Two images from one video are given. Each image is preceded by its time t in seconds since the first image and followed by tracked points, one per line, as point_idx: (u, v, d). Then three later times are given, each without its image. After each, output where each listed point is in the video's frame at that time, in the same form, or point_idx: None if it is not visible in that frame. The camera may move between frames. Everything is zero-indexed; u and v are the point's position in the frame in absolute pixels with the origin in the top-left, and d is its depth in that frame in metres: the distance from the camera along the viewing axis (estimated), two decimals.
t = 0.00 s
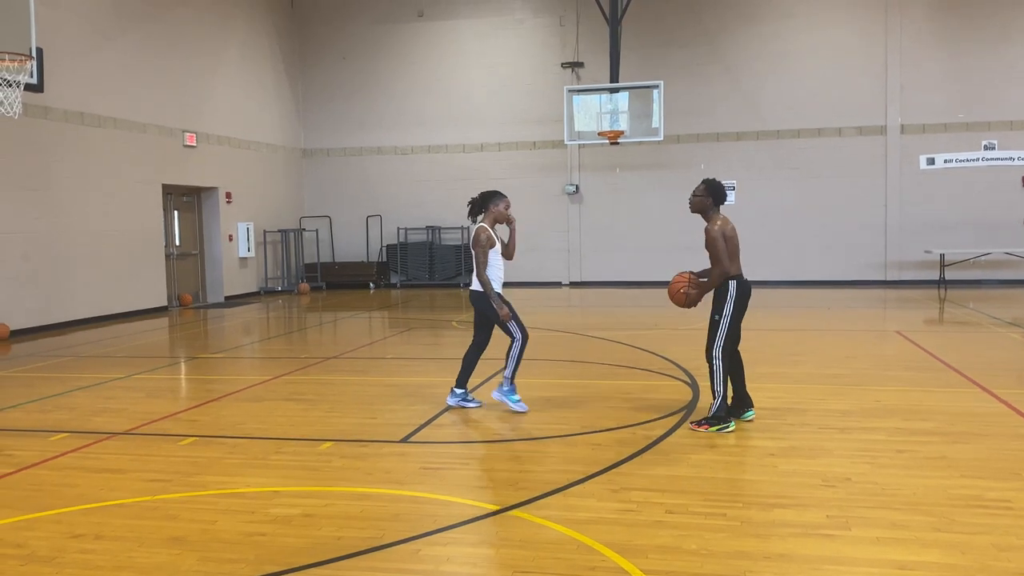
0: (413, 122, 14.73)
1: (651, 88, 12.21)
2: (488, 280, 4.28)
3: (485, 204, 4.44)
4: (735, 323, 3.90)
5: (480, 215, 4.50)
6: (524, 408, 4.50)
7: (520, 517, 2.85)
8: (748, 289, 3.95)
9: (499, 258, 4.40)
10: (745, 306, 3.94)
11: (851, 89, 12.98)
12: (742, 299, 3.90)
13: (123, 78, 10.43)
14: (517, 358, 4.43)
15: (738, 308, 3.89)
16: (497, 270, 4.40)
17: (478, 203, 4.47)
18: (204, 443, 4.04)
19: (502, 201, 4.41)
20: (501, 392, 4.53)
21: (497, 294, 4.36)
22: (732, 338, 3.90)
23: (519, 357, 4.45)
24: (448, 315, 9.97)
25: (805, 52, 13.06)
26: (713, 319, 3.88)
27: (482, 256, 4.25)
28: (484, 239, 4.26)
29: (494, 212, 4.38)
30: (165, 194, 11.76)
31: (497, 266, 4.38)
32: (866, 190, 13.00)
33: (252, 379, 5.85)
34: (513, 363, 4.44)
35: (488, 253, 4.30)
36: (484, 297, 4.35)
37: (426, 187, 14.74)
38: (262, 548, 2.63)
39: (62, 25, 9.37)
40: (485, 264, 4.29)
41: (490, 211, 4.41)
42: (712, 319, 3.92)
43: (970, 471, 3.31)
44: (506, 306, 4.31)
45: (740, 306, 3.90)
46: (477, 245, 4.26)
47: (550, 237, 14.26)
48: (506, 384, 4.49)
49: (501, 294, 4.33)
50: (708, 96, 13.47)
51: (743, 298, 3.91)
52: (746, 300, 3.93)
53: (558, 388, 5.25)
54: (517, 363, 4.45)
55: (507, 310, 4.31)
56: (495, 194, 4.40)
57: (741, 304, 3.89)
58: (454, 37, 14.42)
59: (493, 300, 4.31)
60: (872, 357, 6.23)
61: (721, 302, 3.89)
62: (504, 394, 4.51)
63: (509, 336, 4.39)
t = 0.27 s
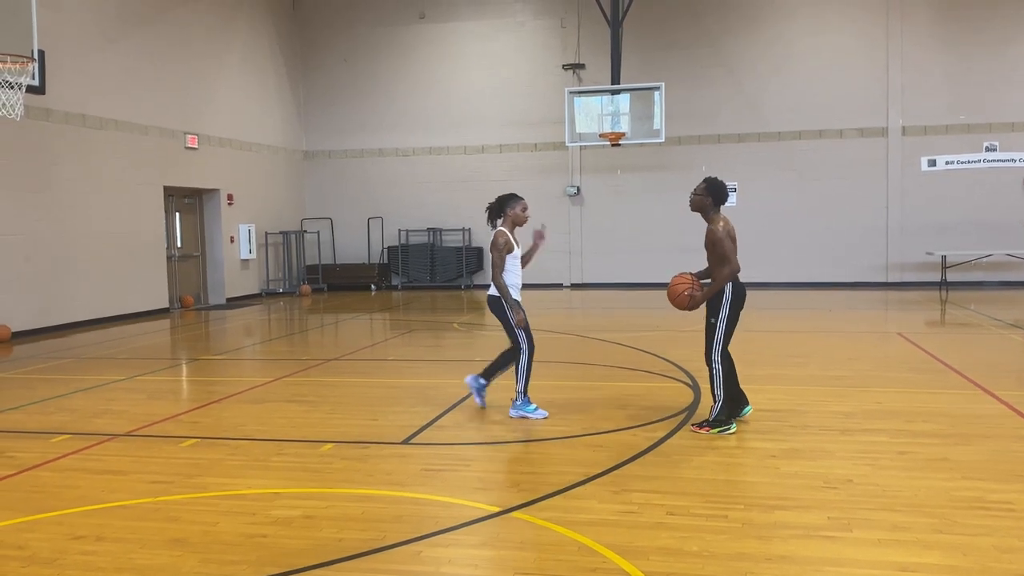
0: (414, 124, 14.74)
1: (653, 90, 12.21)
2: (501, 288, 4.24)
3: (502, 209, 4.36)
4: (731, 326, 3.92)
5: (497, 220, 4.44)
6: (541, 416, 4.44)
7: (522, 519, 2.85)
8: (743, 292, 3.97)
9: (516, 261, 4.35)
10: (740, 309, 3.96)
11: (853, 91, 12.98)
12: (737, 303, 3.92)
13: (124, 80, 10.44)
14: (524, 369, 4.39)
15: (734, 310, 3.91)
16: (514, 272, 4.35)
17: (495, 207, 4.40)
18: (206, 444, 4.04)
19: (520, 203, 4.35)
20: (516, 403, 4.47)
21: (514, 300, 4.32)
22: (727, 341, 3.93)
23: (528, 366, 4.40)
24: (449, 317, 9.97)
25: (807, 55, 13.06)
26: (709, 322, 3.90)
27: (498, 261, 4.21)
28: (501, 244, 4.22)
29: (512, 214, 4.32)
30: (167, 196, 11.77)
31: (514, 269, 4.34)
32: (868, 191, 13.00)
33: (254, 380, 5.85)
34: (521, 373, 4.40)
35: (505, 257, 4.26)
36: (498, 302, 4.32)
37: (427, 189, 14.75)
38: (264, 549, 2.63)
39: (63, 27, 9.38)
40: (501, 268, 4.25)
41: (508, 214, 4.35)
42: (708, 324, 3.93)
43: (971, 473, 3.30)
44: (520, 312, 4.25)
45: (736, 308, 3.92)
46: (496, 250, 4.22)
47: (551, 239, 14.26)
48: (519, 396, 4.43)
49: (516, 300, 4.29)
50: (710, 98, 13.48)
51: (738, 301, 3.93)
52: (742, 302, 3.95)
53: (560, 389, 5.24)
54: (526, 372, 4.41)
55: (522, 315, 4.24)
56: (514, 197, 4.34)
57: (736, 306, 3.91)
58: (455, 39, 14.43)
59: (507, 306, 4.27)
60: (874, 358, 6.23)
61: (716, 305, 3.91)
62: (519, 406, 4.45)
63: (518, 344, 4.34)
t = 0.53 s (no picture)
0: (414, 125, 14.74)
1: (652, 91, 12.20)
2: (499, 286, 4.26)
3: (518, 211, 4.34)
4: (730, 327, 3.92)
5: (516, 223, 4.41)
6: (539, 416, 4.42)
7: (522, 519, 2.85)
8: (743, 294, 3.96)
9: (524, 265, 4.32)
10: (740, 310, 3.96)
11: (853, 92, 12.98)
12: (737, 304, 3.91)
13: (124, 81, 10.44)
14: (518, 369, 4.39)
15: (734, 311, 3.90)
16: (521, 275, 4.33)
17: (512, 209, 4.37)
18: (206, 445, 4.04)
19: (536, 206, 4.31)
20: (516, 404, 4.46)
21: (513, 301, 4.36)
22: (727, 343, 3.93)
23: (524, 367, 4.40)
24: (448, 318, 9.97)
25: (806, 56, 13.07)
26: (709, 324, 3.90)
27: (498, 262, 4.23)
28: (503, 246, 4.23)
29: (526, 216, 4.30)
30: (167, 197, 11.78)
31: (520, 273, 4.32)
32: (867, 193, 13.01)
33: (254, 381, 5.85)
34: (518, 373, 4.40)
35: (507, 259, 4.26)
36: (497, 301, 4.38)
37: (427, 190, 14.75)
38: (264, 550, 2.63)
39: (63, 28, 9.38)
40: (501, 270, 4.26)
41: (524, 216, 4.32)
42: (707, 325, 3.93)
43: (971, 474, 3.30)
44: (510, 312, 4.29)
45: (736, 310, 3.91)
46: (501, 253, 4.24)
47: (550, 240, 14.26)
48: (518, 398, 4.42)
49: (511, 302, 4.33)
50: (710, 100, 13.48)
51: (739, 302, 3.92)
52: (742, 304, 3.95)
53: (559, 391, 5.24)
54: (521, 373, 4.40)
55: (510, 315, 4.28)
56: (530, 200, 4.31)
57: (736, 307, 3.91)
58: (455, 40, 14.43)
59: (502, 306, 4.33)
60: (873, 360, 6.24)
61: (716, 305, 3.90)
62: (519, 408, 4.44)
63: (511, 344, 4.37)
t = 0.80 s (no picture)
0: (412, 126, 14.74)
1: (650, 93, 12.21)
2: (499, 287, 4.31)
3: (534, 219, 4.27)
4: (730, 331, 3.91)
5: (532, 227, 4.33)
6: (536, 417, 4.42)
7: (518, 520, 2.86)
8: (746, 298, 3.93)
9: (532, 272, 4.33)
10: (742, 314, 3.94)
11: (850, 94, 13.00)
12: (737, 308, 3.89)
13: (123, 82, 10.44)
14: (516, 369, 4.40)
15: (733, 314, 3.89)
16: (527, 280, 4.34)
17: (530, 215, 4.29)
18: (203, 446, 4.04)
19: (552, 217, 4.23)
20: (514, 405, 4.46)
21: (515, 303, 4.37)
22: (728, 346, 3.91)
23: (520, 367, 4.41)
24: (446, 319, 9.98)
25: (804, 57, 13.08)
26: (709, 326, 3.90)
27: (504, 268, 4.24)
28: (512, 252, 4.24)
29: (540, 225, 4.25)
30: (164, 198, 11.78)
31: (526, 278, 4.33)
32: (864, 194, 13.03)
33: (252, 382, 5.85)
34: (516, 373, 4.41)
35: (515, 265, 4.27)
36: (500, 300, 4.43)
37: (425, 191, 14.75)
38: (262, 551, 2.63)
39: (61, 29, 9.38)
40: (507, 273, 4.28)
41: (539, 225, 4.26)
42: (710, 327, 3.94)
43: (967, 475, 3.31)
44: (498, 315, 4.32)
45: (735, 314, 3.89)
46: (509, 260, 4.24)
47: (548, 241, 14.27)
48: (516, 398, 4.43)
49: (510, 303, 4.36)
50: (708, 101, 13.50)
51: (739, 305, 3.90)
52: (744, 308, 3.92)
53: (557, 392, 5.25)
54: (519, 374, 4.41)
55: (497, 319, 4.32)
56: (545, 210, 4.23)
57: (735, 311, 3.89)
58: (453, 41, 14.43)
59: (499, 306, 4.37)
60: (870, 361, 6.25)
61: (716, 308, 3.90)
62: (515, 408, 4.45)
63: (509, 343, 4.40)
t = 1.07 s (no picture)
0: (410, 127, 14.74)
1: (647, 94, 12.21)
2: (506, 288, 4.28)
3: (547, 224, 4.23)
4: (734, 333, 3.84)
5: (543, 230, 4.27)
6: (506, 418, 4.45)
7: (515, 521, 2.86)
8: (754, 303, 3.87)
9: (535, 275, 4.31)
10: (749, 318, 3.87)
11: (847, 95, 13.01)
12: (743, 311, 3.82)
13: (119, 83, 10.43)
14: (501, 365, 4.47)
15: (739, 318, 3.82)
16: (530, 283, 4.34)
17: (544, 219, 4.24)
18: (200, 446, 4.04)
19: (564, 226, 4.22)
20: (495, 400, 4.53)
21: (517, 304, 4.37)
22: (733, 349, 3.85)
23: (505, 364, 4.47)
24: (443, 319, 9.99)
25: (801, 58, 13.09)
26: (713, 329, 3.86)
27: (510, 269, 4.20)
28: (518, 255, 4.17)
29: (550, 232, 4.23)
30: (161, 198, 11.77)
31: (529, 281, 4.33)
32: (861, 195, 13.05)
33: (248, 383, 5.85)
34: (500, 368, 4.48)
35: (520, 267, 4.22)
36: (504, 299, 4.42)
37: (422, 192, 14.75)
38: (258, 552, 2.63)
39: (58, 29, 9.37)
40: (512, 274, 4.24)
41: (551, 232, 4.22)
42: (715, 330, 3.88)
43: (962, 476, 3.32)
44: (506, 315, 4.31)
45: (741, 317, 3.82)
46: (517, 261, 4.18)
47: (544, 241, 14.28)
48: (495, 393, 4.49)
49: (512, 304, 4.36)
50: (705, 102, 13.51)
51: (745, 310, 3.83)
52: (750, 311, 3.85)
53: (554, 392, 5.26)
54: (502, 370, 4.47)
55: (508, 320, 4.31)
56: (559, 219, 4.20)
57: (741, 315, 3.82)
58: (450, 42, 14.43)
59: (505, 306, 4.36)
60: (866, 361, 6.26)
61: (722, 311, 3.84)
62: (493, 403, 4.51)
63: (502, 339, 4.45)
